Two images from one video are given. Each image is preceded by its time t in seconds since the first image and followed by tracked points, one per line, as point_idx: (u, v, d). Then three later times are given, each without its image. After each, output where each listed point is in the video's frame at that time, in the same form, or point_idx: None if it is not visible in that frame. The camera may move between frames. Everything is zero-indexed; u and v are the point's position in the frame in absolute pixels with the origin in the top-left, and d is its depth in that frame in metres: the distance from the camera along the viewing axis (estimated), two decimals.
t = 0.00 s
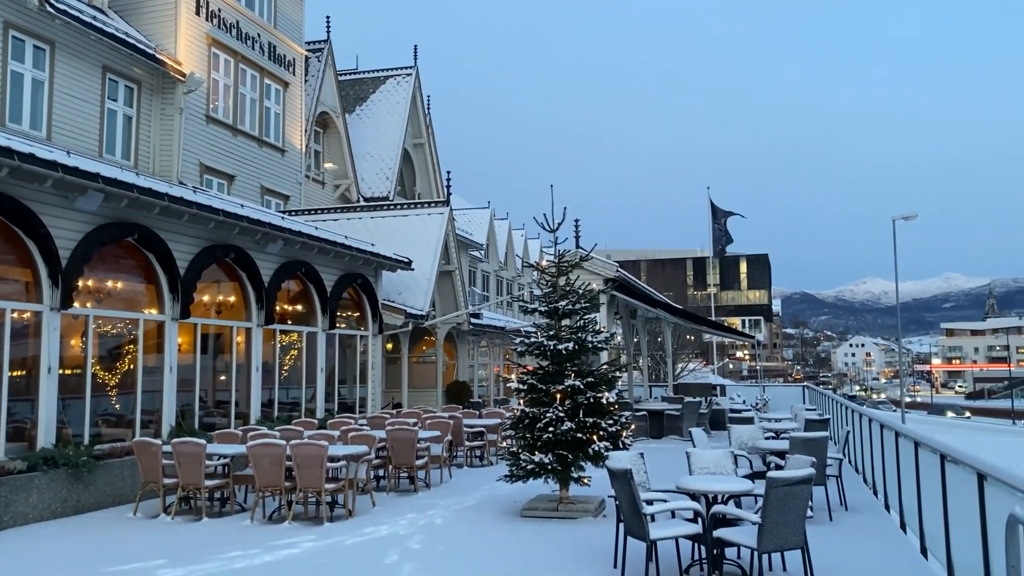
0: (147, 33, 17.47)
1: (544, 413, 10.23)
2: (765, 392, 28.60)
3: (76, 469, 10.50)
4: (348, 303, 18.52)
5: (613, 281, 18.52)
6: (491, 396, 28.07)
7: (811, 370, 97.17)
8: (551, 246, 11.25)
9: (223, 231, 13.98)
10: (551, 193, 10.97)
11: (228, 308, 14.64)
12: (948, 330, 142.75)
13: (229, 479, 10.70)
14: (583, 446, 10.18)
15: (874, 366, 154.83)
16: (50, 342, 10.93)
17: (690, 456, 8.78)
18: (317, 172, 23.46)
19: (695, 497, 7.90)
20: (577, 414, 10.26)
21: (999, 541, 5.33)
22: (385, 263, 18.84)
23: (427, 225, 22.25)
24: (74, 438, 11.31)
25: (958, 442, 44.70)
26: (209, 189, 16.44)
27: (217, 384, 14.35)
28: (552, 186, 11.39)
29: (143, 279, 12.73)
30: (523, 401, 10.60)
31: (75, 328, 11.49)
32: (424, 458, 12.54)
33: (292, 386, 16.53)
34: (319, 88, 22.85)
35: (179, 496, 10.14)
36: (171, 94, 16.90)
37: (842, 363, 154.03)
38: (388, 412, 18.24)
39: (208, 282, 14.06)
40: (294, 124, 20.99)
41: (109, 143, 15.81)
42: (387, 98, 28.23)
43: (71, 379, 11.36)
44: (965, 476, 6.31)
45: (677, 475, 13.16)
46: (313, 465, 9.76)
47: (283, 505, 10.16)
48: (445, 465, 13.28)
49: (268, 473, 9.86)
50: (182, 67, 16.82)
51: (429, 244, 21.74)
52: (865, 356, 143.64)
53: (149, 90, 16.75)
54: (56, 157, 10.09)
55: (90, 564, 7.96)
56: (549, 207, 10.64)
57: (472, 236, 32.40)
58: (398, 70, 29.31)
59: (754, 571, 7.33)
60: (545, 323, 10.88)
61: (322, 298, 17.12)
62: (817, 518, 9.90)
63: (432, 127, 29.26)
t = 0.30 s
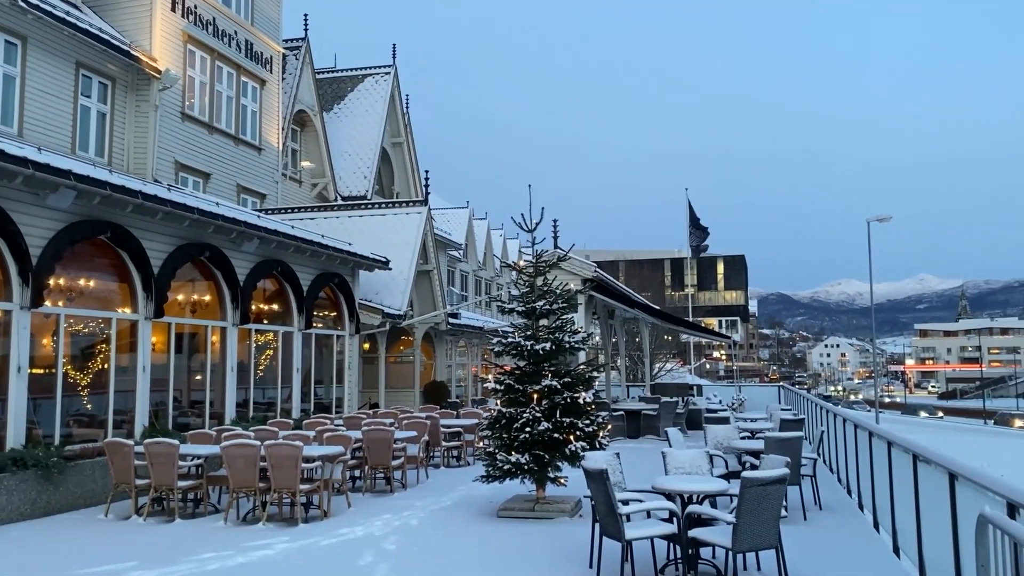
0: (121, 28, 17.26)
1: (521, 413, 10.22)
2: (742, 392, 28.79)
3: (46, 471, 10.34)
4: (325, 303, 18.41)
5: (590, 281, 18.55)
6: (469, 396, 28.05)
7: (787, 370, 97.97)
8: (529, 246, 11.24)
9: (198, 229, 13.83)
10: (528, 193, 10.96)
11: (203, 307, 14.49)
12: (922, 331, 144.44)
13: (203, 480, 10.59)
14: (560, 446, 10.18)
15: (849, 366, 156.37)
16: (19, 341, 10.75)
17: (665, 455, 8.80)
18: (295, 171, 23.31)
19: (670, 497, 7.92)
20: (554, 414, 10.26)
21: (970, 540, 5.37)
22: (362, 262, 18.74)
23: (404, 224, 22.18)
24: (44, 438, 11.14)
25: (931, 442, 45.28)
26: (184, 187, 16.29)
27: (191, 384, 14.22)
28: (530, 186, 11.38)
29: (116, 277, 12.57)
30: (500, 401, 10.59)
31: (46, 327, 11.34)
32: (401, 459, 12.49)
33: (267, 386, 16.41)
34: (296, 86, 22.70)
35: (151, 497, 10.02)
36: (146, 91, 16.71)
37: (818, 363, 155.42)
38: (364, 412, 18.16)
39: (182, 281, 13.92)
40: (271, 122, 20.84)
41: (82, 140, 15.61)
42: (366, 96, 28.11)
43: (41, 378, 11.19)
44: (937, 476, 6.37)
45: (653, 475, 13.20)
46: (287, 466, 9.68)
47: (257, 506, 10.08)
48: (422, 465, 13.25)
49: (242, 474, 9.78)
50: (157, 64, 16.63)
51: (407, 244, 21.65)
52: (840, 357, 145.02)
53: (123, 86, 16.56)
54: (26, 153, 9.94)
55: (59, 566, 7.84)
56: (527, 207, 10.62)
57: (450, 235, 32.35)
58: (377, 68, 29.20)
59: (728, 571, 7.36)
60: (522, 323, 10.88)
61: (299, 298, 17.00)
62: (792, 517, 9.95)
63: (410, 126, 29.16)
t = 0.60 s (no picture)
0: (94, 23, 17.03)
1: (497, 413, 10.18)
2: (717, 393, 28.95)
3: (13, 471, 10.16)
4: (300, 302, 18.27)
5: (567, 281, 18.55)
6: (445, 396, 28.00)
7: (762, 370, 98.71)
8: (506, 246, 11.22)
9: (171, 226, 13.67)
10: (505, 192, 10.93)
11: (176, 305, 14.33)
12: (895, 332, 146.07)
13: (174, 481, 10.46)
14: (535, 446, 10.15)
15: (824, 367, 157.82)
16: None
17: (640, 455, 8.81)
18: (270, 169, 23.13)
19: (645, 497, 7.91)
20: (530, 414, 10.24)
21: (941, 540, 5.41)
22: (337, 261, 18.62)
23: (381, 223, 22.08)
24: (12, 438, 10.95)
25: (903, 442, 45.86)
26: (158, 185, 16.10)
27: (164, 383, 14.06)
28: (507, 185, 11.35)
29: (86, 275, 12.38)
30: (476, 401, 10.54)
31: (14, 326, 11.16)
32: (376, 459, 12.41)
33: (241, 385, 16.26)
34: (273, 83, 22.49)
35: (121, 498, 9.88)
36: (120, 87, 16.51)
37: (793, 364, 156.70)
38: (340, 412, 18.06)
39: (155, 279, 13.76)
40: (246, 119, 20.67)
41: (53, 136, 15.38)
42: (343, 94, 27.96)
43: (8, 377, 11.01)
44: (908, 476, 6.41)
45: (628, 475, 13.22)
46: (260, 466, 9.58)
47: (229, 506, 9.98)
48: (397, 465, 13.18)
49: (214, 474, 9.67)
50: (130, 59, 16.42)
51: (383, 242, 21.55)
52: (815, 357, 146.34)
53: (96, 82, 16.34)
54: None
55: (26, 568, 7.70)
56: (504, 207, 10.59)
57: (428, 235, 32.25)
58: (354, 66, 29.06)
59: (702, 571, 7.37)
60: (499, 323, 10.85)
61: (273, 297, 16.85)
62: (765, 517, 10.00)
63: (388, 124, 29.03)
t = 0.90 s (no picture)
0: (64, 16, 16.76)
1: (470, 413, 10.13)
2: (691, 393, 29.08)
3: None
4: (272, 300, 18.10)
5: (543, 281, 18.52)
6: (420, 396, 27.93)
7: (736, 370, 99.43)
8: (480, 245, 11.18)
9: (141, 223, 13.49)
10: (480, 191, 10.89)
11: (146, 303, 14.14)
12: (867, 333, 147.75)
13: (142, 481, 10.32)
14: (508, 446, 10.12)
15: (797, 367, 159.27)
16: None
17: (613, 456, 8.80)
18: (244, 166, 22.91)
19: (616, 497, 7.91)
20: (503, 414, 10.20)
21: (908, 539, 5.44)
22: (311, 259, 18.46)
23: (356, 222, 21.95)
24: None
25: (874, 442, 46.40)
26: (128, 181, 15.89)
27: (133, 382, 13.88)
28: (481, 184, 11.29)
29: (54, 272, 12.17)
30: (449, 401, 10.49)
31: None
32: (348, 459, 12.32)
33: (212, 385, 16.10)
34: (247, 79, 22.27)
35: (87, 499, 9.73)
36: (90, 81, 16.26)
37: (766, 364, 158.00)
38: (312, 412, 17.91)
39: (125, 277, 13.57)
40: (219, 115, 20.46)
41: (21, 131, 15.11)
42: (318, 92, 27.76)
43: None
44: (878, 477, 6.45)
45: (601, 475, 13.22)
46: (229, 466, 9.47)
47: (198, 507, 9.87)
48: (370, 466, 13.10)
49: (183, 474, 9.54)
50: (101, 54, 16.17)
51: (358, 241, 21.42)
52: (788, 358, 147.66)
53: (65, 76, 16.07)
54: None
55: None
56: (478, 206, 10.55)
57: (403, 233, 32.11)
58: (330, 63, 28.87)
59: (673, 571, 7.38)
60: (472, 322, 10.81)
61: (245, 295, 16.68)
62: (737, 517, 10.03)
63: (363, 122, 28.87)
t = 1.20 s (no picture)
0: (29, 7, 16.45)
1: (439, 412, 10.09)
2: (661, 393, 29.27)
3: None
4: (241, 298, 17.92)
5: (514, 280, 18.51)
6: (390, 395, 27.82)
7: (706, 371, 100.19)
8: (451, 243, 11.14)
9: (107, 218, 13.28)
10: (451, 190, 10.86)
11: (112, 300, 13.93)
12: (835, 334, 149.55)
13: (105, 480, 10.15)
14: (477, 445, 10.09)
15: (767, 368, 160.82)
16: None
17: (581, 455, 8.79)
18: (213, 162, 22.65)
19: (584, 496, 7.90)
20: (472, 413, 10.18)
21: (871, 538, 5.48)
22: (280, 257, 18.30)
23: (326, 219, 21.80)
24: None
25: (841, 442, 46.96)
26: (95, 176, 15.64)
27: (98, 379, 13.67)
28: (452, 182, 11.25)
29: (16, 268, 11.94)
30: (417, 400, 10.44)
31: None
32: (315, 458, 12.22)
33: (179, 383, 15.90)
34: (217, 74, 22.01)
35: (48, 498, 9.56)
36: (55, 74, 15.98)
37: (737, 365, 159.43)
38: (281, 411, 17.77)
39: (90, 273, 13.36)
40: (188, 110, 20.22)
41: None
42: (290, 88, 27.55)
43: None
44: (842, 476, 6.51)
45: (569, 475, 13.24)
46: (194, 465, 9.34)
47: (162, 506, 9.73)
48: (338, 465, 13.01)
49: (147, 473, 9.39)
50: (67, 46, 15.90)
51: (328, 239, 21.27)
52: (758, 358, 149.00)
53: (30, 68, 15.78)
54: None
55: None
56: (449, 204, 10.51)
57: (375, 232, 31.96)
58: (302, 60, 28.67)
59: (640, 570, 7.39)
60: (442, 321, 10.77)
61: (213, 292, 16.49)
62: (704, 516, 10.09)
63: (335, 119, 28.70)
